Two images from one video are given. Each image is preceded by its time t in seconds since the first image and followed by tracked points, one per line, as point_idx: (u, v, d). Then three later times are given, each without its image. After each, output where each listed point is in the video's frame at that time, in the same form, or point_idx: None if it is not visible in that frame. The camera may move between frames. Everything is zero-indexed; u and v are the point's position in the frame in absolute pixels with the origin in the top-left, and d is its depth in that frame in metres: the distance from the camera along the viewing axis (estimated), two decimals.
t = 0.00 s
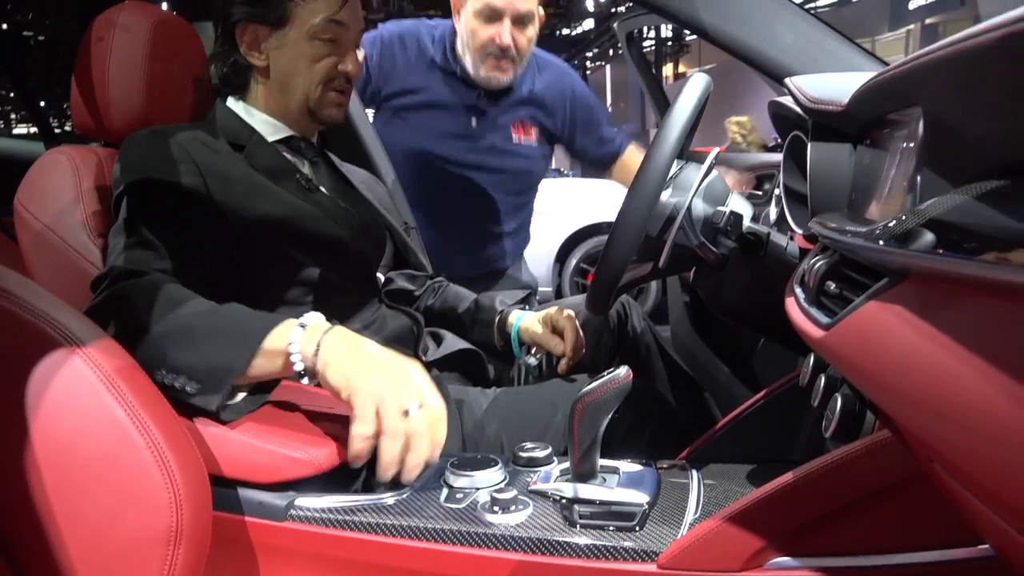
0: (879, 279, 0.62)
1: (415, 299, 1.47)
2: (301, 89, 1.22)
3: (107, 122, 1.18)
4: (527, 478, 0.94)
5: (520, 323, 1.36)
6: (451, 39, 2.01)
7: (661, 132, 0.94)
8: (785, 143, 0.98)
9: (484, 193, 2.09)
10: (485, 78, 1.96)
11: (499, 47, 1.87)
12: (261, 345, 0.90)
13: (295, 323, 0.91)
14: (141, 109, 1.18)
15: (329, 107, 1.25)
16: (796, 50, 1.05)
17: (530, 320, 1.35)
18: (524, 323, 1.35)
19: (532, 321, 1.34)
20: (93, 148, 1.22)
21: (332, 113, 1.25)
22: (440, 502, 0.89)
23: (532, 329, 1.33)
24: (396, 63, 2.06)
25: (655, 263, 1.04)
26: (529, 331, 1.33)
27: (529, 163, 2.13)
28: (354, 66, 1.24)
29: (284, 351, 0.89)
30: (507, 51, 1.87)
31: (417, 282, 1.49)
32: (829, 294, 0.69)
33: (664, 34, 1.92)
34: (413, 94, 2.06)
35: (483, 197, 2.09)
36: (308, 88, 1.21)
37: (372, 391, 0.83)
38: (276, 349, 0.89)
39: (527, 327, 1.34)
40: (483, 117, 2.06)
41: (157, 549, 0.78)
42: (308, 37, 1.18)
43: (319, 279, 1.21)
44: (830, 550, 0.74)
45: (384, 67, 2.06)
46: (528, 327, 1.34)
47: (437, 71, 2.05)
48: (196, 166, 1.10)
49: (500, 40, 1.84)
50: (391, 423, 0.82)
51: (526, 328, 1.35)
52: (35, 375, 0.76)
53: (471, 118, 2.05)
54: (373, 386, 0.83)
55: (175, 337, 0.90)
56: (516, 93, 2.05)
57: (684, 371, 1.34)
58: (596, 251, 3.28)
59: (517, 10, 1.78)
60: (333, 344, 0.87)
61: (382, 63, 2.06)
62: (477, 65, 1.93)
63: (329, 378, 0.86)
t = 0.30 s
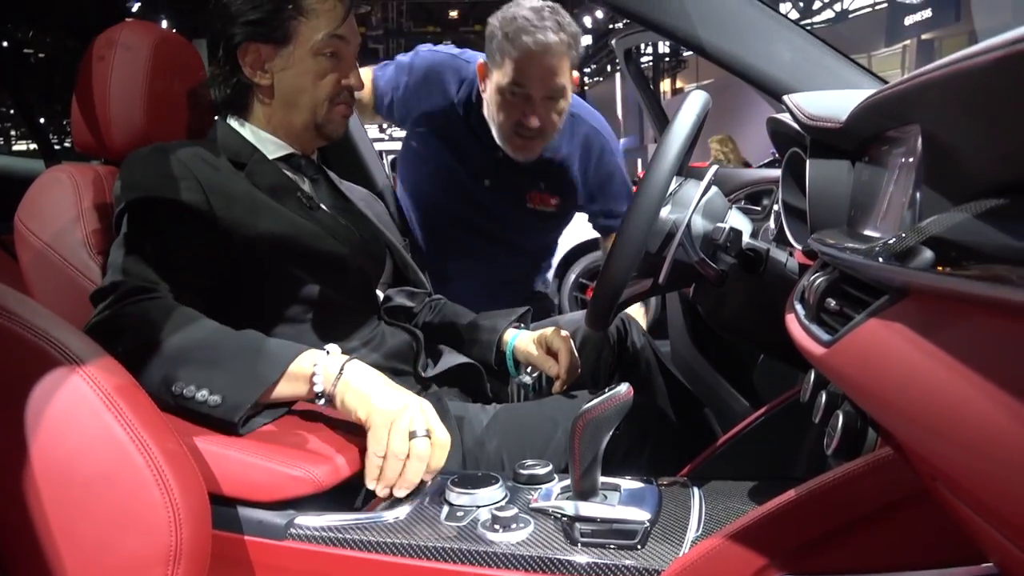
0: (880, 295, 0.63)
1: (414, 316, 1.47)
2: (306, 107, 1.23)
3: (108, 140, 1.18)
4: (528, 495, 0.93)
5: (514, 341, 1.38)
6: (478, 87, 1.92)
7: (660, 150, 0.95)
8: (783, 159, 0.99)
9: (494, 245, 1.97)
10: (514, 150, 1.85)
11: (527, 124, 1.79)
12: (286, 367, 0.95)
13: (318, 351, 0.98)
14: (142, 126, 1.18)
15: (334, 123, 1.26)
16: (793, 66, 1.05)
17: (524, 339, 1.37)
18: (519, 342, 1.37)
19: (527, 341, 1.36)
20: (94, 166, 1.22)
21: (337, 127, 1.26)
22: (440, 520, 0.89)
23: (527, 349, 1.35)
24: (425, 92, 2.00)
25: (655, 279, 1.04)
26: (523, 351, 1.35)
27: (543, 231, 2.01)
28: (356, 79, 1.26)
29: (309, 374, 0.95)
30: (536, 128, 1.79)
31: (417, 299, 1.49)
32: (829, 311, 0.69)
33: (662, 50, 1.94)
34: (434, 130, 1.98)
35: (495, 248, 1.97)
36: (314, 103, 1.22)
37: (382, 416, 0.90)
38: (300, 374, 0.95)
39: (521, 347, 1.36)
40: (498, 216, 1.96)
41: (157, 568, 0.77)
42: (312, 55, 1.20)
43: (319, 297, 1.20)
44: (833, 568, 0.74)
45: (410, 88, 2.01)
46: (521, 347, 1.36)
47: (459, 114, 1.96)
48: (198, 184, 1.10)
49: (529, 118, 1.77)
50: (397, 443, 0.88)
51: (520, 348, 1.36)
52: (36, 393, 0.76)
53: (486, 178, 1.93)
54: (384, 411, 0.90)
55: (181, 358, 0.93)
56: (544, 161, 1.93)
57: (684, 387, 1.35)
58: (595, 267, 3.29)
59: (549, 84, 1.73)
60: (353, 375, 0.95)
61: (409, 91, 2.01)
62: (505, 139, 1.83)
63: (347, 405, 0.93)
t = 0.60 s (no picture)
0: (879, 308, 0.63)
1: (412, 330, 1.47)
2: (303, 121, 1.23)
3: (108, 156, 1.19)
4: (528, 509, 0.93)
5: (513, 355, 1.39)
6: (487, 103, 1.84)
7: (659, 163, 0.95)
8: (780, 171, 0.99)
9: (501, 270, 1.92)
10: (519, 165, 1.75)
11: (529, 137, 1.67)
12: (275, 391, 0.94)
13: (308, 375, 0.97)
14: (142, 142, 1.19)
15: (330, 139, 1.26)
16: (790, 81, 1.05)
17: (523, 352, 1.38)
18: (517, 356, 1.38)
19: (525, 354, 1.37)
20: (94, 182, 1.22)
21: (332, 144, 1.27)
22: (440, 535, 0.89)
23: (525, 365, 1.36)
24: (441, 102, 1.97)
25: (655, 291, 1.04)
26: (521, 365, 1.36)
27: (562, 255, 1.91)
28: (354, 95, 1.26)
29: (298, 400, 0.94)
30: (540, 142, 1.68)
31: (416, 313, 1.49)
32: (827, 324, 0.69)
33: (659, 62, 1.94)
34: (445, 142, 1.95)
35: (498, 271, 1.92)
36: (310, 117, 1.23)
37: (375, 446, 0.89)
38: (289, 399, 0.94)
39: (520, 361, 1.37)
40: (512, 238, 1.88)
41: None
42: (308, 69, 1.21)
43: (319, 311, 1.21)
44: None
45: (427, 99, 2.00)
46: (520, 361, 1.37)
47: (470, 129, 1.90)
48: (197, 201, 1.11)
49: (531, 130, 1.66)
50: (386, 480, 0.87)
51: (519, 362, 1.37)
52: (33, 411, 0.76)
53: (501, 199, 1.87)
54: (378, 440, 0.89)
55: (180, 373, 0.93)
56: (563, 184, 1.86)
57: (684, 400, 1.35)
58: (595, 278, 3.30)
59: (552, 95, 1.61)
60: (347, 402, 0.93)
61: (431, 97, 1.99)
62: (510, 153, 1.73)
63: (339, 435, 0.92)
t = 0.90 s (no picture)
0: (878, 319, 0.63)
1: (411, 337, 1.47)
2: (287, 131, 1.23)
3: (107, 161, 1.19)
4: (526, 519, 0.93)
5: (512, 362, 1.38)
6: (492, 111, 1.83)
7: (657, 172, 0.95)
8: (779, 181, 0.98)
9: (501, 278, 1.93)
10: (520, 170, 1.76)
11: (531, 143, 1.69)
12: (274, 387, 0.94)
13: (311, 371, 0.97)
14: (142, 148, 1.19)
15: (317, 151, 1.25)
16: (790, 89, 1.05)
17: (521, 360, 1.38)
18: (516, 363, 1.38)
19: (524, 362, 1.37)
20: (93, 187, 1.22)
21: (318, 157, 1.26)
22: (438, 544, 0.88)
23: (524, 373, 1.36)
24: (447, 109, 1.97)
25: (654, 300, 1.04)
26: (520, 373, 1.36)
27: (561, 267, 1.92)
28: (345, 110, 1.25)
29: (297, 395, 0.94)
30: (541, 147, 1.69)
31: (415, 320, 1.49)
32: (827, 335, 0.69)
33: (659, 70, 1.95)
34: (449, 149, 1.95)
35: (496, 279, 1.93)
36: (295, 129, 1.22)
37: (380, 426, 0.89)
38: (289, 394, 0.94)
39: (519, 368, 1.36)
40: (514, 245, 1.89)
41: None
42: (296, 79, 1.20)
43: (317, 319, 1.21)
44: None
45: (434, 105, 2.00)
46: (518, 369, 1.36)
47: (474, 137, 1.90)
48: (197, 207, 1.11)
49: (532, 136, 1.67)
50: (392, 458, 0.88)
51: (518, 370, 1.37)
52: (31, 417, 0.76)
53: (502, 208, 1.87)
54: (383, 422, 0.90)
55: (181, 380, 0.93)
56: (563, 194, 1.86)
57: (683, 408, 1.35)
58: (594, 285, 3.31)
59: (553, 100, 1.61)
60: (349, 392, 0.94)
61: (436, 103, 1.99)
62: (511, 158, 1.75)
63: (339, 424, 0.91)
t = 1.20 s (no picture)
0: (885, 322, 0.63)
1: (416, 339, 1.47)
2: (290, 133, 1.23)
3: (114, 161, 1.19)
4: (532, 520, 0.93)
5: (516, 364, 1.38)
6: (496, 108, 1.84)
7: (664, 174, 0.95)
8: (786, 183, 0.98)
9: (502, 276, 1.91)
10: (528, 166, 1.76)
11: (540, 138, 1.68)
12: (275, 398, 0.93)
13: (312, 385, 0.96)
14: (148, 148, 1.19)
15: (319, 154, 1.25)
16: (796, 90, 1.05)
17: (526, 362, 1.38)
18: (520, 365, 1.38)
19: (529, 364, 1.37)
20: (100, 187, 1.23)
21: (321, 158, 1.25)
22: (443, 544, 0.89)
23: (528, 374, 1.36)
24: (449, 107, 1.96)
25: (659, 302, 1.04)
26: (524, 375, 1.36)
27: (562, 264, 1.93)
28: (348, 114, 1.25)
29: (298, 412, 0.93)
30: (550, 142, 1.69)
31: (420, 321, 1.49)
32: (834, 337, 0.69)
33: (664, 71, 1.95)
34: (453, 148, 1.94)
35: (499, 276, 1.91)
36: (297, 132, 1.22)
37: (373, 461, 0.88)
38: (291, 407, 0.93)
39: (523, 370, 1.36)
40: (517, 241, 1.88)
41: None
42: (293, 83, 1.21)
43: (322, 319, 1.21)
44: None
45: (433, 103, 2.00)
46: (523, 371, 1.36)
47: (476, 134, 1.90)
48: (203, 208, 1.11)
49: (542, 131, 1.67)
50: (381, 495, 0.88)
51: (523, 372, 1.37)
52: (40, 417, 0.76)
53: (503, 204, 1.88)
54: (379, 455, 0.88)
55: (185, 382, 0.92)
56: (564, 189, 1.87)
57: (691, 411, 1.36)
58: (598, 286, 3.31)
59: (563, 93, 1.62)
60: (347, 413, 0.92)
61: (435, 101, 1.99)
62: (519, 155, 1.75)
63: (336, 444, 0.91)
